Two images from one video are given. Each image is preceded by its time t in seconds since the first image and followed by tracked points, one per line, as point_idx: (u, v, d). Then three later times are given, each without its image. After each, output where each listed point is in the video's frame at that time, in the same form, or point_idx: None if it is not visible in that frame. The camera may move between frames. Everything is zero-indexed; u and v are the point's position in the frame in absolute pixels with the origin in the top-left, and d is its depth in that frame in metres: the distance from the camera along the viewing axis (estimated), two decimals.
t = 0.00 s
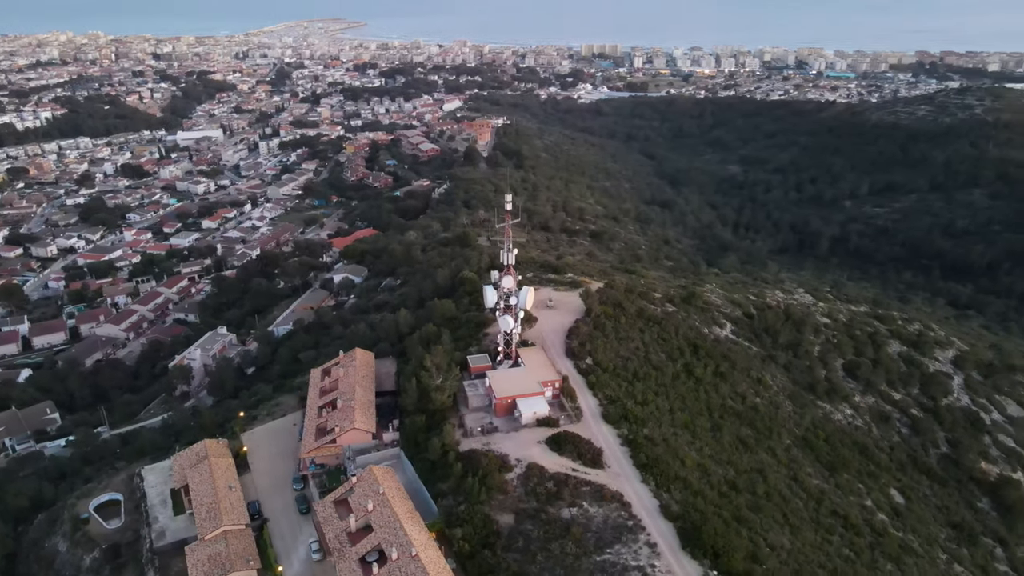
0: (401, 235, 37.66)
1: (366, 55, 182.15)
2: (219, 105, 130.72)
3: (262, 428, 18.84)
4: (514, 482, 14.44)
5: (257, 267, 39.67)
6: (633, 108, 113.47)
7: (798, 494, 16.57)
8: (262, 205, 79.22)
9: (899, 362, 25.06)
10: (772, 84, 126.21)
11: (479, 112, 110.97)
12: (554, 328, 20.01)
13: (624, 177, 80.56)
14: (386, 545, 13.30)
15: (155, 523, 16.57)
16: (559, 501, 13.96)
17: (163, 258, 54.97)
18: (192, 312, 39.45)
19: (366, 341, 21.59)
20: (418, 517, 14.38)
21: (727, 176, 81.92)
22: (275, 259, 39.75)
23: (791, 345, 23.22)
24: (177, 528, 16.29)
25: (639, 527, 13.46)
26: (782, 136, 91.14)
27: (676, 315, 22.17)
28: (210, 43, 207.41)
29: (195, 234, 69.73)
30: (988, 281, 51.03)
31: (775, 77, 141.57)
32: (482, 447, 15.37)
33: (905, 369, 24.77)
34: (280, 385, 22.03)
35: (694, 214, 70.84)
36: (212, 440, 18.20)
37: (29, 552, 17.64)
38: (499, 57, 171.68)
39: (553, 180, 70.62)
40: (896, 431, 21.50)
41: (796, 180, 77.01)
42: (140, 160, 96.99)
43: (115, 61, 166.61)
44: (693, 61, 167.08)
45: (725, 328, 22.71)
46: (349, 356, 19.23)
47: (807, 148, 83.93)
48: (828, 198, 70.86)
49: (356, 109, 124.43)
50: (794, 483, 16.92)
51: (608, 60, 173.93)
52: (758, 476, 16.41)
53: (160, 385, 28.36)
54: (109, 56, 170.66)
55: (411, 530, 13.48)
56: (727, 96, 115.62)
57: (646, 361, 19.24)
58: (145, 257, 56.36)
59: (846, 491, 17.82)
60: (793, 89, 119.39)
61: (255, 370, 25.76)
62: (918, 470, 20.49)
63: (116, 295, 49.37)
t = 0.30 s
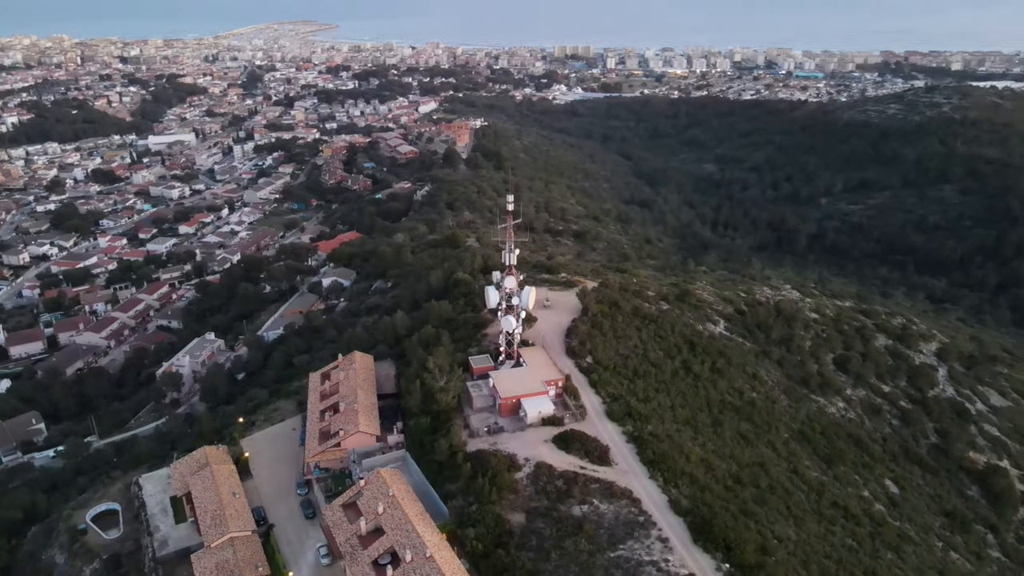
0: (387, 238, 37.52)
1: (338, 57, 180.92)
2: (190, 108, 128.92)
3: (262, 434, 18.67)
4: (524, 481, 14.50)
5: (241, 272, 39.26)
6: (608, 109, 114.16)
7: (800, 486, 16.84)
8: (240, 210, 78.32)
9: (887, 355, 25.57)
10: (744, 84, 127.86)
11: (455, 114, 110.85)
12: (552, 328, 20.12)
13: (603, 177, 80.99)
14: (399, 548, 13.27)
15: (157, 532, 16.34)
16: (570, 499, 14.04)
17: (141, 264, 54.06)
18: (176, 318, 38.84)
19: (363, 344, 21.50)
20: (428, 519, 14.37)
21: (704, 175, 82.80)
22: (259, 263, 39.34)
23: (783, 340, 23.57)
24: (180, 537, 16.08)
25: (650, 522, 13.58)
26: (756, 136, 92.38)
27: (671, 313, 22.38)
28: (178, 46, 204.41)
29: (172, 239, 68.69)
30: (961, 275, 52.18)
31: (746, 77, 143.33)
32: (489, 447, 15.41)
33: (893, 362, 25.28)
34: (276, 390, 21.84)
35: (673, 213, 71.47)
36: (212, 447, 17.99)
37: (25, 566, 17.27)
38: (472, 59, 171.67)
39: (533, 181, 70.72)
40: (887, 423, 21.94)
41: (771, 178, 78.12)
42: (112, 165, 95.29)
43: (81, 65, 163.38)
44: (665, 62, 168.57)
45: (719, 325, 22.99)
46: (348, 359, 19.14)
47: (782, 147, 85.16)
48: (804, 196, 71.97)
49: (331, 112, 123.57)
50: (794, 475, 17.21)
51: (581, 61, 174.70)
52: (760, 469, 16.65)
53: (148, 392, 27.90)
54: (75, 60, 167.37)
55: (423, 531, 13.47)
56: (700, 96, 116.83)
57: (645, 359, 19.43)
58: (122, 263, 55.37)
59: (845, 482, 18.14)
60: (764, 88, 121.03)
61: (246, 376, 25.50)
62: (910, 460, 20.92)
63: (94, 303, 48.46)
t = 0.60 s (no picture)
0: (372, 241, 37.38)
1: (309, 60, 179.41)
2: (159, 113, 126.87)
3: (261, 440, 18.48)
4: (533, 480, 14.57)
5: (225, 278, 38.80)
6: (582, 109, 114.79)
7: (800, 478, 17.13)
8: (215, 215, 77.29)
9: (874, 349, 26.11)
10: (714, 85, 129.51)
11: (430, 116, 110.59)
12: (550, 328, 20.22)
13: (580, 177, 81.38)
14: (412, 550, 13.25)
15: (157, 543, 16.09)
16: (580, 496, 14.15)
17: (117, 271, 53.04)
18: (158, 326, 38.24)
19: (359, 346, 21.40)
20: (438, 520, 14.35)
21: (680, 175, 83.70)
22: (242, 268, 38.92)
23: (775, 335, 23.95)
24: (182, 546, 15.87)
25: (661, 518, 13.71)
26: (730, 136, 93.62)
27: (665, 311, 22.61)
28: (143, 49, 200.99)
29: (147, 245, 67.55)
30: (933, 268, 53.33)
31: (716, 77, 145.04)
32: (497, 447, 15.45)
33: (880, 356, 25.82)
34: (272, 396, 21.67)
35: (652, 212, 72.06)
36: (211, 454, 17.77)
37: None
38: (444, 61, 171.45)
39: (512, 182, 70.82)
40: (877, 415, 22.41)
41: (746, 177, 79.26)
42: (80, 171, 93.39)
43: (44, 69, 159.75)
44: (636, 63, 169.91)
45: (711, 322, 23.30)
46: (347, 363, 19.05)
47: (755, 147, 86.39)
48: (779, 194, 73.08)
49: (303, 114, 122.52)
50: (794, 468, 17.51)
51: (553, 63, 175.38)
52: (762, 463, 16.91)
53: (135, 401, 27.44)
54: (37, 64, 163.66)
55: (436, 533, 13.46)
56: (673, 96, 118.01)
57: (643, 357, 19.60)
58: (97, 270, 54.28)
59: (842, 474, 18.51)
60: (734, 88, 122.66)
61: (238, 382, 25.23)
62: (901, 451, 21.39)
63: (70, 311, 47.47)
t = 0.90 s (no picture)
0: (356, 245, 37.18)
1: (276, 63, 177.39)
2: (124, 117, 124.46)
3: (261, 447, 18.28)
4: (543, 479, 14.65)
5: (206, 284, 38.24)
6: (555, 110, 115.27)
7: (800, 470, 17.43)
8: (188, 220, 76.10)
9: (859, 343, 26.66)
10: (683, 85, 131.05)
11: (402, 118, 110.21)
12: (548, 327, 20.34)
13: (556, 178, 81.73)
14: (427, 553, 13.23)
15: (161, 553, 15.83)
16: (591, 493, 14.26)
17: (90, 279, 51.88)
18: (139, 333, 37.49)
19: (355, 350, 21.29)
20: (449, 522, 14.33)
21: (654, 175, 84.48)
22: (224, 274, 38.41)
23: (765, 331, 24.34)
24: (187, 556, 15.64)
25: (671, 513, 13.87)
26: (702, 135, 94.83)
27: (658, 309, 22.85)
28: (104, 53, 196.84)
29: (119, 253, 66.25)
30: (905, 263, 54.46)
31: (684, 77, 146.65)
32: (505, 448, 15.50)
33: (865, 349, 26.39)
34: (267, 401, 21.44)
35: (628, 211, 72.62)
36: (211, 462, 17.53)
37: None
38: (413, 62, 170.81)
39: (489, 183, 70.85)
40: (866, 406, 22.91)
41: (720, 176, 80.35)
42: (45, 178, 91.20)
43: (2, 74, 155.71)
44: (605, 64, 171.02)
45: (703, 319, 23.61)
46: (347, 367, 18.93)
47: (727, 147, 87.63)
48: (752, 192, 74.17)
49: (274, 118, 121.22)
50: (793, 461, 17.82)
51: (523, 64, 175.82)
52: (762, 456, 17.17)
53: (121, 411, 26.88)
54: None
55: (450, 535, 13.46)
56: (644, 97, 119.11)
57: (641, 355, 19.80)
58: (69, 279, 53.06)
59: (838, 465, 18.87)
60: (704, 88, 124.21)
61: (229, 389, 24.94)
62: (891, 441, 21.89)
63: (44, 321, 46.37)
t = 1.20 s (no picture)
0: (340, 249, 36.94)
1: (243, 66, 175.14)
2: (88, 123, 121.81)
3: (262, 455, 18.10)
4: (555, 478, 14.74)
5: (188, 292, 37.73)
6: (527, 111, 115.60)
7: (799, 463, 17.76)
8: (161, 227, 74.77)
9: (845, 337, 27.22)
10: (653, 86, 132.44)
11: (375, 121, 109.60)
12: (547, 328, 20.44)
13: (532, 179, 81.98)
14: (443, 554, 13.23)
15: (166, 564, 15.58)
16: (603, 491, 14.38)
17: (63, 288, 50.55)
18: (119, 342, 36.72)
19: (352, 354, 21.19)
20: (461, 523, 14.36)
21: (629, 175, 85.19)
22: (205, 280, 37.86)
23: (756, 327, 24.75)
24: (193, 567, 15.41)
25: (683, 509, 14.03)
26: (675, 135, 95.89)
27: (653, 307, 23.10)
28: (63, 57, 192.34)
29: (91, 260, 64.87)
30: (878, 257, 55.58)
31: (653, 78, 148.10)
32: (514, 448, 15.56)
33: (851, 343, 26.96)
34: (264, 408, 21.23)
35: (606, 211, 73.09)
36: (213, 471, 17.30)
37: None
38: (382, 65, 169.99)
39: (466, 184, 70.83)
40: (856, 399, 23.41)
41: (694, 176, 81.34)
42: (8, 185, 88.89)
43: None
44: (574, 66, 171.96)
45: (696, 317, 23.93)
46: (347, 372, 18.83)
47: (700, 147, 88.73)
48: (727, 191, 75.20)
49: (244, 122, 119.70)
50: (793, 454, 18.16)
51: (492, 66, 176.02)
52: (764, 451, 17.45)
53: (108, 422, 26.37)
54: None
55: (465, 536, 13.48)
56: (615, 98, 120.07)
57: (640, 353, 19.99)
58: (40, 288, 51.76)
59: (834, 457, 19.26)
60: (673, 89, 125.62)
61: (222, 397, 24.63)
62: (881, 432, 22.40)
63: (17, 331, 45.20)
